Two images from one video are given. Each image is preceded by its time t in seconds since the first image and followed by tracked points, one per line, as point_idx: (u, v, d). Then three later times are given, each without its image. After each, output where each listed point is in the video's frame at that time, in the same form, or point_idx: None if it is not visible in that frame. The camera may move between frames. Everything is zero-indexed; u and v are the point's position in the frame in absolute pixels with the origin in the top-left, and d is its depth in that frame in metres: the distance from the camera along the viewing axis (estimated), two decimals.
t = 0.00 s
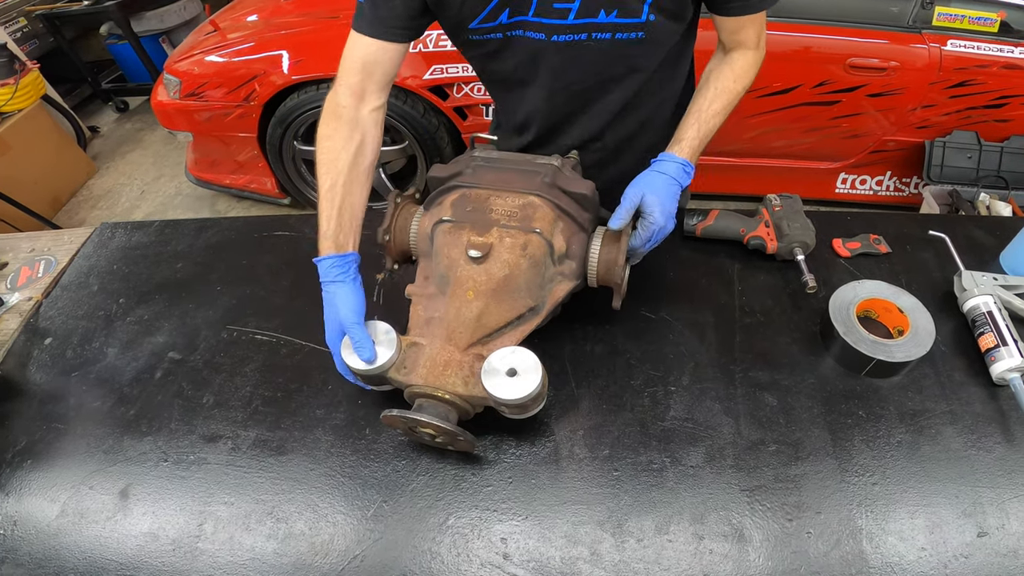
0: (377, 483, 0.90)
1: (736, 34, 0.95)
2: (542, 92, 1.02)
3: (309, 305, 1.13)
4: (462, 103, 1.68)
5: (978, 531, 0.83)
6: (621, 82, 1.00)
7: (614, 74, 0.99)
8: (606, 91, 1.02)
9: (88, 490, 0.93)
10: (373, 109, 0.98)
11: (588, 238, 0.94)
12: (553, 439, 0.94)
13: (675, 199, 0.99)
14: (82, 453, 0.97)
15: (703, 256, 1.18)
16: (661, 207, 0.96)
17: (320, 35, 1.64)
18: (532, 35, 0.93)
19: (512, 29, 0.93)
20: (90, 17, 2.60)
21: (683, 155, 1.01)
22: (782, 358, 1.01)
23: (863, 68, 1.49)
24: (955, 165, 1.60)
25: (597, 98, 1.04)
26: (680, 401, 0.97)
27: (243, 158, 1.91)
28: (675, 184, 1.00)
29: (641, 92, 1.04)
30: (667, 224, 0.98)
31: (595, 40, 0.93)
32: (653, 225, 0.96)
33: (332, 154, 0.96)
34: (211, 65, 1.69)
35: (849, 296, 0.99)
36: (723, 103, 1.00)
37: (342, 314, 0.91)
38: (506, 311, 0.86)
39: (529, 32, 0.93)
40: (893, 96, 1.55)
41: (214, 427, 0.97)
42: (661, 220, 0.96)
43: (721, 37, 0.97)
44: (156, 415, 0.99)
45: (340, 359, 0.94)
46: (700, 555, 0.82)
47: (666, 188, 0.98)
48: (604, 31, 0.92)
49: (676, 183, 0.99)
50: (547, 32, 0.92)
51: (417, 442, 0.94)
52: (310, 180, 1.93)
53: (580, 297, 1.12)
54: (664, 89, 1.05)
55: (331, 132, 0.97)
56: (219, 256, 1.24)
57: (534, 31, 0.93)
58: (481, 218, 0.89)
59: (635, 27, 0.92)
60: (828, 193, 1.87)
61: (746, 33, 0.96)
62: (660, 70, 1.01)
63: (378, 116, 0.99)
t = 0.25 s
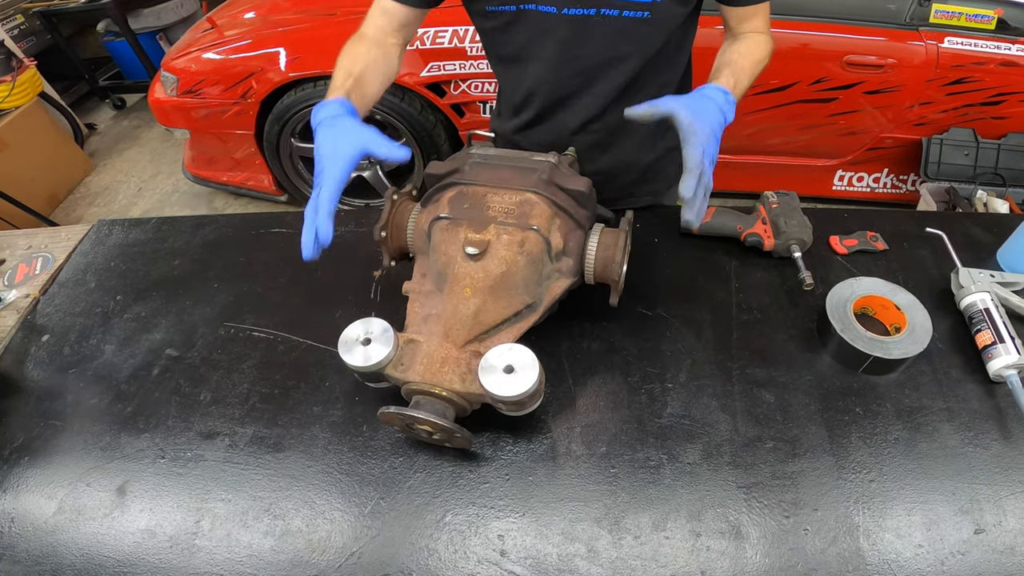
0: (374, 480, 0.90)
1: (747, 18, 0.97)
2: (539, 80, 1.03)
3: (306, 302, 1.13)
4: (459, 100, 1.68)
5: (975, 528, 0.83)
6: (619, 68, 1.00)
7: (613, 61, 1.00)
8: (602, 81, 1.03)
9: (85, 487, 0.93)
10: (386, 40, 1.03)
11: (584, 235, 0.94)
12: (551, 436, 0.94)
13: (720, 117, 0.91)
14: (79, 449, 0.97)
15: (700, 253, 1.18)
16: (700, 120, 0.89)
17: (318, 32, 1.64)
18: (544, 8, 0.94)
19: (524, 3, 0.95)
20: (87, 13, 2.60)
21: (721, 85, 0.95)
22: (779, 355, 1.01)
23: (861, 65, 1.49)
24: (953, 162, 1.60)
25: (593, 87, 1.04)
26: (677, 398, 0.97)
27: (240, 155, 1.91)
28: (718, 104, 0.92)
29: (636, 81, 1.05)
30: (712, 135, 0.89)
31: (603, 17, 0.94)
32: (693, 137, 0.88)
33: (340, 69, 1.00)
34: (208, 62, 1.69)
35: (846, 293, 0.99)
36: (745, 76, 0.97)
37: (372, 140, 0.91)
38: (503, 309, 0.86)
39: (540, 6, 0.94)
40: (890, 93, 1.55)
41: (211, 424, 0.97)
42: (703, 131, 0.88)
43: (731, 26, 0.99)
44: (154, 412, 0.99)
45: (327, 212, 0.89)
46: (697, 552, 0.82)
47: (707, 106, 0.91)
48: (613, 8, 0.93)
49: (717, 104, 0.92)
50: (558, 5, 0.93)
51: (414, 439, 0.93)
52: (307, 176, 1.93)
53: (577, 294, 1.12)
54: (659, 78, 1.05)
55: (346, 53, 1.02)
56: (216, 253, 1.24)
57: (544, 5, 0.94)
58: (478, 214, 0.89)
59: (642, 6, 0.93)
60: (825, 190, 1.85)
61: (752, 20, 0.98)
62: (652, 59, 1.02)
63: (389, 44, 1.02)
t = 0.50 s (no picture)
0: (371, 477, 0.90)
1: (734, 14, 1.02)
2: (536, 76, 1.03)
3: (303, 299, 1.13)
4: (456, 97, 1.69)
5: (973, 525, 0.83)
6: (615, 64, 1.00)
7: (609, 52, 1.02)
8: (598, 74, 1.04)
9: (82, 484, 0.93)
10: (421, 7, 1.16)
11: (581, 232, 0.94)
12: (548, 433, 0.94)
13: (700, 65, 0.91)
14: (76, 447, 0.97)
15: (697, 250, 1.18)
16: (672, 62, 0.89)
17: (315, 30, 1.64)
18: None
19: None
20: (84, 11, 2.59)
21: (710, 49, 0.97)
22: (776, 352, 1.01)
23: (858, 62, 1.49)
24: (950, 159, 1.60)
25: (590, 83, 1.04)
26: (674, 395, 0.97)
27: (238, 153, 1.91)
28: (701, 57, 0.93)
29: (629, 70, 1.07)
30: (684, 74, 0.88)
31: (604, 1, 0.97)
32: (666, 72, 0.87)
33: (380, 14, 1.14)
34: (205, 59, 1.69)
35: (843, 290, 1.00)
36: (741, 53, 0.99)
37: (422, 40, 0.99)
38: (500, 306, 0.86)
39: None
40: (887, 90, 1.55)
41: (208, 421, 0.97)
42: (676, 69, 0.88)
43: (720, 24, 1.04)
44: (151, 409, 1.00)
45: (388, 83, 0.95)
46: (695, 549, 0.82)
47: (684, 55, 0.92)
48: None
49: (700, 59, 0.92)
50: None
51: (411, 436, 0.93)
52: (304, 174, 1.93)
53: (573, 291, 1.12)
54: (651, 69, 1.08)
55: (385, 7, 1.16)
56: (214, 250, 1.24)
57: None
58: (474, 211, 0.89)
59: None
60: (822, 187, 1.87)
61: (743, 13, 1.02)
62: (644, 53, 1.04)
63: (424, 9, 1.16)
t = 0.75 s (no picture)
0: (368, 475, 0.90)
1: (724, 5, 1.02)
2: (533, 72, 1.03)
3: (301, 296, 1.13)
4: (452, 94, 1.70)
5: (970, 523, 0.83)
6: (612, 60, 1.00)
7: (605, 45, 1.02)
8: (595, 70, 1.05)
9: (80, 481, 0.93)
10: (437, 7, 1.18)
11: (579, 229, 0.94)
12: (545, 430, 0.94)
13: (652, 93, 0.94)
14: (73, 444, 0.97)
15: (695, 247, 1.18)
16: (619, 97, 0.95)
17: (312, 27, 1.63)
18: None
19: None
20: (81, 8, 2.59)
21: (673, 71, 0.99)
22: (773, 349, 1.01)
23: (855, 59, 1.49)
24: (948, 157, 1.59)
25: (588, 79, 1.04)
26: (671, 393, 0.97)
27: (235, 150, 1.91)
28: (656, 83, 0.96)
29: (626, 65, 1.06)
30: (631, 107, 0.93)
31: None
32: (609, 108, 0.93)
33: (405, 27, 1.13)
34: (202, 57, 1.69)
35: (840, 287, 1.00)
36: (722, 48, 1.00)
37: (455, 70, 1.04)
38: (497, 303, 0.86)
39: None
40: (884, 88, 1.55)
41: (206, 418, 0.97)
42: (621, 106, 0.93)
43: (710, 12, 1.03)
44: (148, 406, 1.00)
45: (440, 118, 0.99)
46: (692, 547, 0.82)
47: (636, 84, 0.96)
48: None
49: (658, 90, 0.95)
50: None
51: (408, 434, 0.93)
52: (302, 171, 1.93)
53: (571, 288, 1.12)
54: (646, 63, 1.08)
55: (407, 16, 1.16)
56: (211, 247, 1.24)
57: None
58: (472, 209, 0.88)
59: None
60: (819, 184, 1.87)
61: None
62: (640, 47, 1.04)
63: (441, 9, 1.17)
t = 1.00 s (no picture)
0: (365, 472, 0.90)
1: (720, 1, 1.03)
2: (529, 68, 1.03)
3: (298, 293, 1.13)
4: (450, 91, 1.71)
5: (967, 520, 0.83)
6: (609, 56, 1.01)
7: (602, 41, 1.03)
8: (591, 66, 1.05)
9: (77, 479, 0.93)
10: (434, 5, 1.19)
11: (576, 227, 0.94)
12: (542, 427, 0.94)
13: (663, 94, 0.95)
14: (71, 441, 0.97)
15: (692, 245, 1.18)
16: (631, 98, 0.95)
17: (310, 24, 1.64)
18: None
19: None
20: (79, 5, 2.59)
21: (678, 70, 0.99)
22: (770, 346, 1.01)
23: (852, 56, 1.50)
24: (944, 154, 1.59)
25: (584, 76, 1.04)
26: (668, 390, 0.97)
27: (232, 147, 1.91)
28: (666, 82, 0.96)
29: (623, 61, 1.07)
30: (645, 110, 0.93)
31: None
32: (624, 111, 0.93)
33: (401, 23, 1.14)
34: (200, 54, 1.69)
35: (838, 285, 1.00)
36: (722, 43, 1.01)
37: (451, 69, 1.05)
38: (494, 301, 0.86)
39: None
40: (882, 85, 1.55)
41: (203, 416, 0.97)
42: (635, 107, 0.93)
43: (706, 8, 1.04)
44: (145, 403, 1.00)
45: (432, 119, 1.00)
46: (689, 544, 0.82)
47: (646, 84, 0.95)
48: None
49: (669, 90, 0.96)
50: None
51: (405, 431, 0.93)
52: (299, 168, 1.93)
53: (568, 286, 1.12)
54: (643, 60, 1.09)
55: (403, 12, 1.17)
56: (208, 245, 1.24)
57: None
58: (469, 206, 0.88)
59: None
60: (816, 181, 1.87)
61: None
62: (637, 43, 1.04)
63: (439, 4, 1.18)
